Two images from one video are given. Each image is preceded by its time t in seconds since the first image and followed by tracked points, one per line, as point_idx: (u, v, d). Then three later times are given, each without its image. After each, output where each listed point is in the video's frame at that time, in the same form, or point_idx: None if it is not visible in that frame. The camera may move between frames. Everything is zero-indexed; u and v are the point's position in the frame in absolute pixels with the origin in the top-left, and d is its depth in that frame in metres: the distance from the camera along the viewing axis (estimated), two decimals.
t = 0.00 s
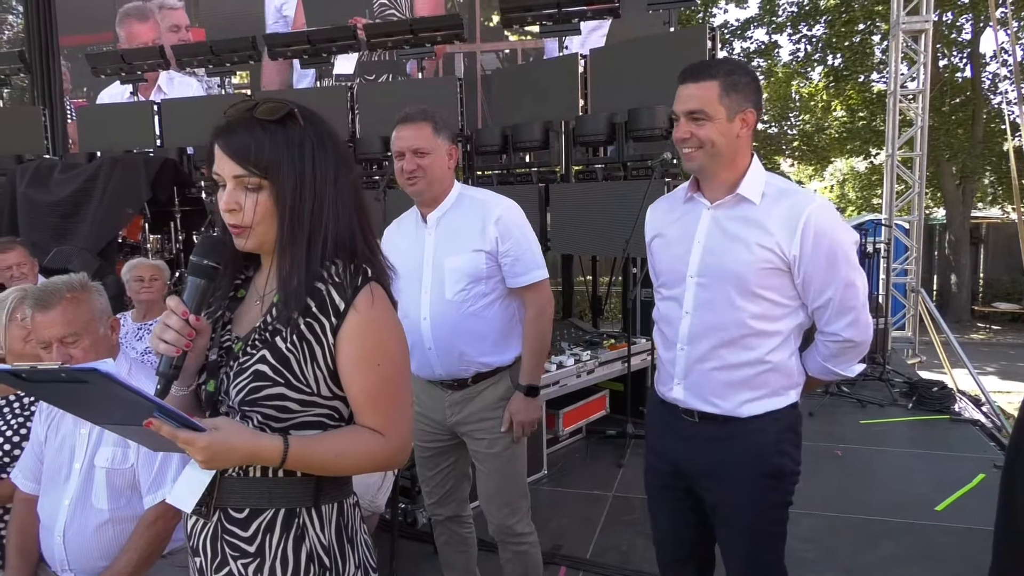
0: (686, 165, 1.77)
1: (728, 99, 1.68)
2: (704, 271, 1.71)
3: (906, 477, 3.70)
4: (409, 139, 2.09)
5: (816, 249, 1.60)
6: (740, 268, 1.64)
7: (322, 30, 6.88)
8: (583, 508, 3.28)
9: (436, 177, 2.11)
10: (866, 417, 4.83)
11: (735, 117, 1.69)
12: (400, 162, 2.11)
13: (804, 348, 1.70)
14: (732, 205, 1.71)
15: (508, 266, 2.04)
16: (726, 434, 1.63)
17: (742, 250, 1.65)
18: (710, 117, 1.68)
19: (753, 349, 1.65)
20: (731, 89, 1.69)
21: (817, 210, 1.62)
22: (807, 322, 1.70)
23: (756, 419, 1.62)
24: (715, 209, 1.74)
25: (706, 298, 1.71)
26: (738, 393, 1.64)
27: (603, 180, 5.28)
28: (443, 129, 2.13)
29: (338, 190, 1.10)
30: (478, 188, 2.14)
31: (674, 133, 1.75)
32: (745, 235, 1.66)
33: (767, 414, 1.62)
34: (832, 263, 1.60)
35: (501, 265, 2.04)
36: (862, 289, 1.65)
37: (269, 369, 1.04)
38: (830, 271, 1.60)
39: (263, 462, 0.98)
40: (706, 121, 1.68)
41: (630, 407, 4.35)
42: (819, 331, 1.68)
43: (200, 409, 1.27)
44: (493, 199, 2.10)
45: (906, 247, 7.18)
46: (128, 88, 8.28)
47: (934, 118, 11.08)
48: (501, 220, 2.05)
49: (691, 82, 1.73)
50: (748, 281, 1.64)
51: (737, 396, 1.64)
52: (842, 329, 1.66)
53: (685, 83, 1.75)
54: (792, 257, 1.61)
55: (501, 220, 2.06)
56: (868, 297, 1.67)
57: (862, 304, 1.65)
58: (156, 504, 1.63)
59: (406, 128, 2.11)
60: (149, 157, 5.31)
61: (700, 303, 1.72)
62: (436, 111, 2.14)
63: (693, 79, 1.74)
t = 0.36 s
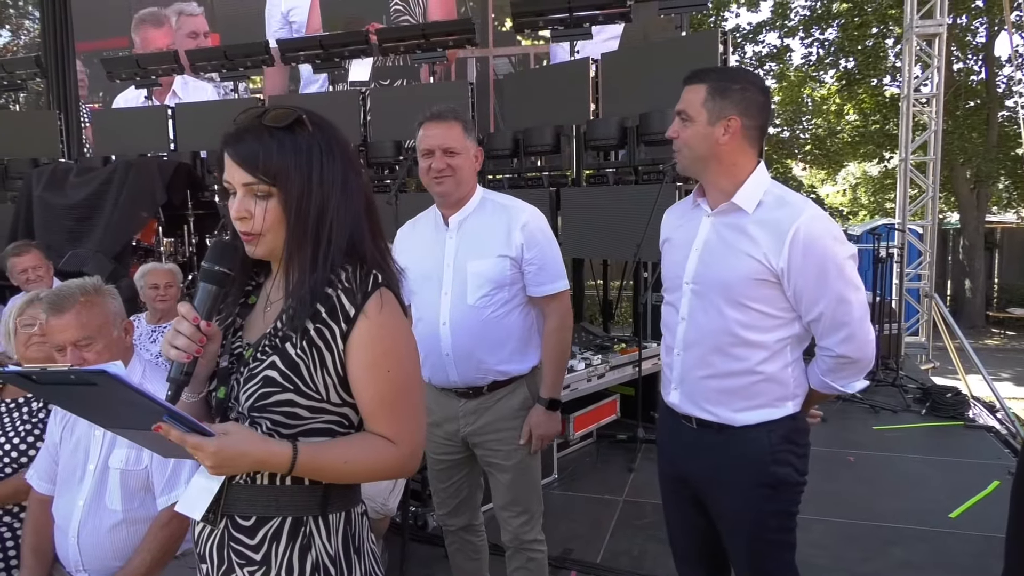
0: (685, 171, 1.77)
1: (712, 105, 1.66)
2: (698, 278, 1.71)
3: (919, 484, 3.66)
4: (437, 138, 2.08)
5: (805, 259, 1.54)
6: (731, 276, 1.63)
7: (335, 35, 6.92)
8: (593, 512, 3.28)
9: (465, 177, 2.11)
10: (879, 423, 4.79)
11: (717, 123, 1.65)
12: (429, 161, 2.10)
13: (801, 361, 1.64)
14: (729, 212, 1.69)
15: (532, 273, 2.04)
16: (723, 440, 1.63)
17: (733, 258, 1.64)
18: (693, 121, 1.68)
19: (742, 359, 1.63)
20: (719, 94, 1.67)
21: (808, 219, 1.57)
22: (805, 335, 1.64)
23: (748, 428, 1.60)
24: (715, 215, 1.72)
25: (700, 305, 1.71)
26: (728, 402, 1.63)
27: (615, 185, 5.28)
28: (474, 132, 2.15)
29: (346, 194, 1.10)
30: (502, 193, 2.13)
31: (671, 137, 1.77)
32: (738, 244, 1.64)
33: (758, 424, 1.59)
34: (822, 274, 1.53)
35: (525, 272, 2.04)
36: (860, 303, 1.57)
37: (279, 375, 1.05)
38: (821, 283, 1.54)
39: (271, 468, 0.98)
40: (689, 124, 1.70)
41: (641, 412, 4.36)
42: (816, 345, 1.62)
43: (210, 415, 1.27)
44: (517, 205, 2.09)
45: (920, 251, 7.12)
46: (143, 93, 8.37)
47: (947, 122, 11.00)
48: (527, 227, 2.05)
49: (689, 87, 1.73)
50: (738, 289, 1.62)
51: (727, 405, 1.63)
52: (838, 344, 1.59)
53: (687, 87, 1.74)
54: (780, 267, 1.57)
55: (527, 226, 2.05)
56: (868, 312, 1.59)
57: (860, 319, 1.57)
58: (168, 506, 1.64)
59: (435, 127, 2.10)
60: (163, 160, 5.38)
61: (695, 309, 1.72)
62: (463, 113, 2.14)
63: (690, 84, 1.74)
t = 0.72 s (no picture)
0: (692, 177, 1.78)
1: (719, 111, 1.66)
2: (701, 281, 1.71)
3: (923, 490, 3.65)
4: (471, 136, 2.08)
5: (810, 262, 1.54)
6: (734, 280, 1.63)
7: (342, 38, 6.96)
8: (596, 515, 3.27)
9: (496, 177, 2.09)
10: (884, 428, 4.77)
11: (725, 128, 1.66)
12: (461, 159, 2.10)
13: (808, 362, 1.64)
14: (733, 216, 1.68)
15: (562, 287, 2.01)
16: (728, 443, 1.62)
17: (735, 261, 1.63)
18: (699, 127, 1.69)
19: (746, 362, 1.63)
20: (725, 100, 1.67)
21: (813, 221, 1.56)
22: (814, 335, 1.64)
23: (746, 432, 1.60)
24: (719, 219, 1.72)
25: (704, 308, 1.70)
26: (731, 404, 1.63)
27: (620, 187, 5.30)
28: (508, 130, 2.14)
29: (347, 197, 1.10)
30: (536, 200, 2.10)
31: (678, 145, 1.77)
32: (739, 247, 1.64)
33: (755, 428, 1.59)
34: (828, 275, 1.53)
35: (555, 285, 2.02)
36: (868, 303, 1.56)
37: (279, 382, 1.05)
38: (827, 285, 1.53)
39: (270, 476, 0.99)
40: (697, 131, 1.70)
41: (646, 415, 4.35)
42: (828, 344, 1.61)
43: (212, 420, 1.27)
44: (550, 214, 2.06)
45: (925, 256, 7.11)
46: (151, 94, 8.42)
47: (954, 126, 10.96)
48: (559, 240, 2.02)
49: (696, 93, 1.73)
50: (742, 293, 1.62)
51: (729, 407, 1.63)
52: (849, 342, 1.58)
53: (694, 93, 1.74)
54: (784, 270, 1.57)
55: (559, 238, 2.03)
56: (879, 309, 1.59)
57: (870, 317, 1.57)
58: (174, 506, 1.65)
59: (472, 126, 2.10)
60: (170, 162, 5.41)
61: (699, 312, 1.72)
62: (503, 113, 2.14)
63: (698, 90, 1.74)
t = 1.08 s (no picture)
0: (704, 177, 1.77)
1: (740, 111, 1.66)
2: (716, 283, 1.70)
3: (929, 495, 3.63)
4: (484, 133, 2.06)
5: (827, 263, 1.55)
6: (751, 281, 1.63)
7: (349, 39, 6.98)
8: (600, 517, 3.27)
9: (508, 175, 2.08)
10: (889, 433, 4.75)
11: (745, 129, 1.66)
12: (474, 155, 2.08)
13: (817, 368, 1.64)
14: (747, 218, 1.69)
15: (573, 290, 2.01)
16: (738, 449, 1.61)
17: (752, 262, 1.63)
18: (718, 124, 1.68)
19: (762, 365, 1.62)
20: (746, 101, 1.67)
21: (830, 224, 1.58)
22: (822, 340, 1.65)
23: (767, 435, 1.59)
24: (731, 222, 1.72)
25: (718, 310, 1.70)
26: (746, 407, 1.62)
27: (626, 189, 5.29)
28: (522, 127, 2.11)
29: (359, 198, 1.10)
30: (550, 201, 2.11)
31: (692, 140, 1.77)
32: (756, 248, 1.64)
33: (778, 431, 1.59)
34: (844, 277, 1.54)
35: (565, 288, 2.02)
36: (879, 309, 1.58)
37: (290, 386, 1.05)
38: (844, 287, 1.54)
39: (279, 483, 0.99)
40: (716, 129, 1.68)
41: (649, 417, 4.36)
42: (834, 350, 1.62)
43: (223, 426, 1.26)
44: (563, 217, 2.07)
45: (931, 261, 7.08)
46: (158, 93, 8.46)
47: (961, 131, 10.95)
48: (571, 243, 2.03)
49: (714, 92, 1.73)
50: (758, 294, 1.61)
51: (745, 412, 1.62)
52: (856, 348, 1.59)
53: (711, 92, 1.74)
54: (802, 271, 1.57)
55: (570, 241, 2.03)
56: (886, 316, 1.60)
57: (879, 323, 1.58)
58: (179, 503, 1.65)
59: (486, 122, 2.08)
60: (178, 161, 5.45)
61: (713, 314, 1.71)
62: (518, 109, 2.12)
63: (716, 89, 1.73)
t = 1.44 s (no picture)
0: (714, 173, 1.76)
1: (752, 108, 1.65)
2: (726, 281, 1.70)
3: (937, 497, 3.62)
4: (486, 131, 2.06)
5: (841, 260, 1.55)
6: (763, 278, 1.62)
7: (357, 35, 6.99)
8: (606, 515, 3.27)
9: (511, 171, 2.08)
10: (897, 434, 4.73)
11: (758, 126, 1.65)
12: (476, 152, 2.08)
13: (827, 365, 1.64)
14: (759, 215, 1.68)
15: (565, 275, 2.02)
16: (748, 449, 1.61)
17: (765, 260, 1.63)
18: (730, 121, 1.67)
19: (772, 362, 1.62)
20: (759, 98, 1.66)
21: (843, 220, 1.58)
22: (833, 337, 1.65)
23: (777, 433, 1.58)
24: (742, 219, 1.71)
25: (728, 307, 1.69)
26: (758, 406, 1.61)
27: (633, 187, 5.28)
28: (523, 125, 2.10)
29: (372, 192, 1.10)
30: (552, 198, 2.11)
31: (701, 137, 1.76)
32: (769, 246, 1.63)
33: (788, 429, 1.58)
34: (857, 274, 1.54)
35: (558, 275, 2.03)
36: (891, 305, 1.58)
37: (301, 383, 1.05)
38: (856, 284, 1.55)
39: (289, 480, 0.99)
40: (728, 125, 1.68)
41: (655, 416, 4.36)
42: (845, 347, 1.62)
43: (232, 421, 1.26)
44: (564, 210, 2.08)
45: (941, 262, 7.04)
46: (167, 89, 8.48)
47: (971, 131, 10.88)
48: (567, 232, 2.04)
49: (724, 89, 1.73)
50: (770, 291, 1.61)
51: (756, 410, 1.62)
52: (867, 344, 1.59)
53: (720, 90, 1.74)
54: (815, 268, 1.57)
55: (566, 232, 2.05)
56: (896, 313, 1.60)
57: (890, 319, 1.58)
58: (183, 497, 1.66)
59: (487, 119, 2.08)
60: (187, 156, 5.48)
61: (723, 312, 1.70)
62: (520, 108, 2.12)
63: (727, 86, 1.72)
